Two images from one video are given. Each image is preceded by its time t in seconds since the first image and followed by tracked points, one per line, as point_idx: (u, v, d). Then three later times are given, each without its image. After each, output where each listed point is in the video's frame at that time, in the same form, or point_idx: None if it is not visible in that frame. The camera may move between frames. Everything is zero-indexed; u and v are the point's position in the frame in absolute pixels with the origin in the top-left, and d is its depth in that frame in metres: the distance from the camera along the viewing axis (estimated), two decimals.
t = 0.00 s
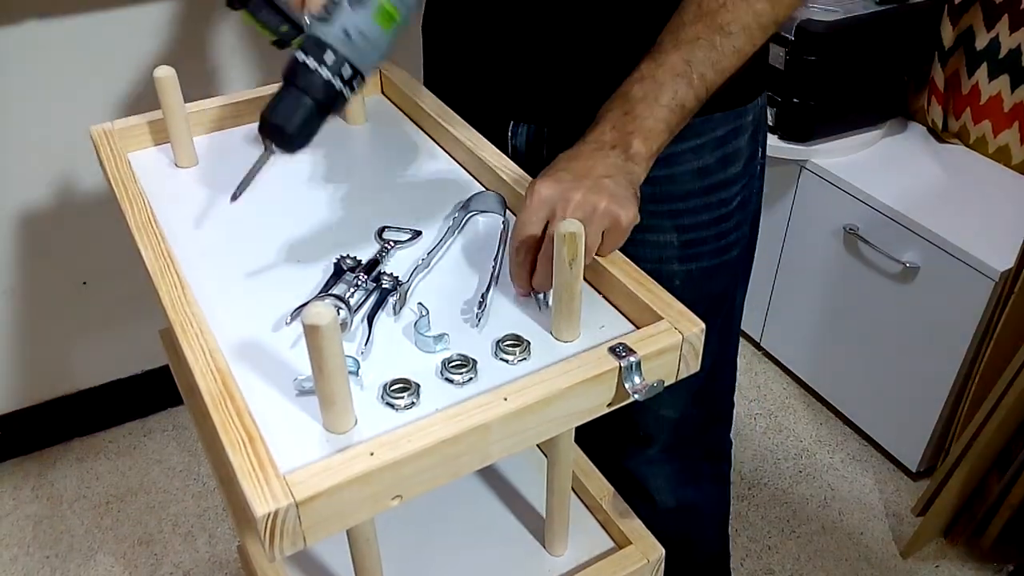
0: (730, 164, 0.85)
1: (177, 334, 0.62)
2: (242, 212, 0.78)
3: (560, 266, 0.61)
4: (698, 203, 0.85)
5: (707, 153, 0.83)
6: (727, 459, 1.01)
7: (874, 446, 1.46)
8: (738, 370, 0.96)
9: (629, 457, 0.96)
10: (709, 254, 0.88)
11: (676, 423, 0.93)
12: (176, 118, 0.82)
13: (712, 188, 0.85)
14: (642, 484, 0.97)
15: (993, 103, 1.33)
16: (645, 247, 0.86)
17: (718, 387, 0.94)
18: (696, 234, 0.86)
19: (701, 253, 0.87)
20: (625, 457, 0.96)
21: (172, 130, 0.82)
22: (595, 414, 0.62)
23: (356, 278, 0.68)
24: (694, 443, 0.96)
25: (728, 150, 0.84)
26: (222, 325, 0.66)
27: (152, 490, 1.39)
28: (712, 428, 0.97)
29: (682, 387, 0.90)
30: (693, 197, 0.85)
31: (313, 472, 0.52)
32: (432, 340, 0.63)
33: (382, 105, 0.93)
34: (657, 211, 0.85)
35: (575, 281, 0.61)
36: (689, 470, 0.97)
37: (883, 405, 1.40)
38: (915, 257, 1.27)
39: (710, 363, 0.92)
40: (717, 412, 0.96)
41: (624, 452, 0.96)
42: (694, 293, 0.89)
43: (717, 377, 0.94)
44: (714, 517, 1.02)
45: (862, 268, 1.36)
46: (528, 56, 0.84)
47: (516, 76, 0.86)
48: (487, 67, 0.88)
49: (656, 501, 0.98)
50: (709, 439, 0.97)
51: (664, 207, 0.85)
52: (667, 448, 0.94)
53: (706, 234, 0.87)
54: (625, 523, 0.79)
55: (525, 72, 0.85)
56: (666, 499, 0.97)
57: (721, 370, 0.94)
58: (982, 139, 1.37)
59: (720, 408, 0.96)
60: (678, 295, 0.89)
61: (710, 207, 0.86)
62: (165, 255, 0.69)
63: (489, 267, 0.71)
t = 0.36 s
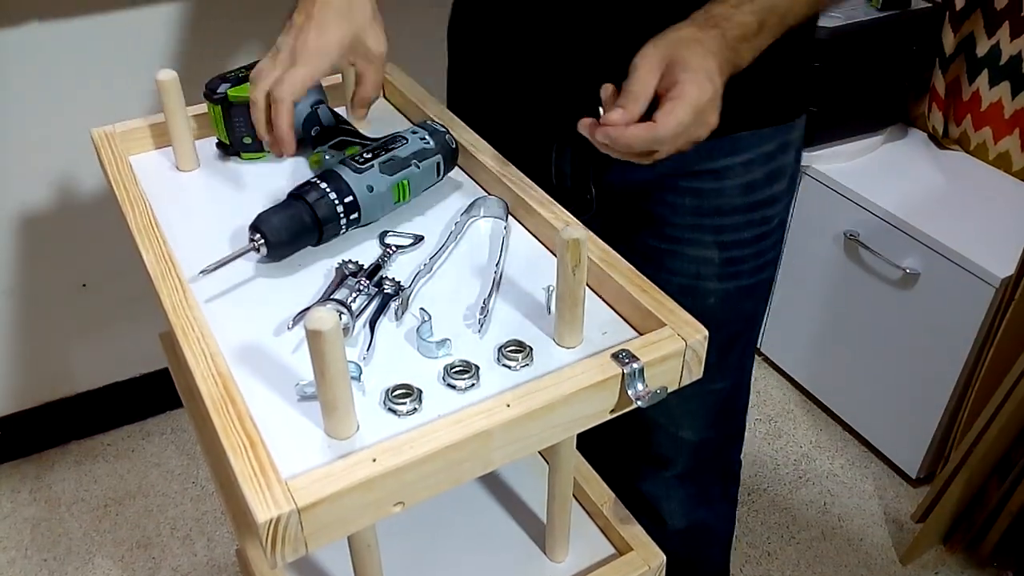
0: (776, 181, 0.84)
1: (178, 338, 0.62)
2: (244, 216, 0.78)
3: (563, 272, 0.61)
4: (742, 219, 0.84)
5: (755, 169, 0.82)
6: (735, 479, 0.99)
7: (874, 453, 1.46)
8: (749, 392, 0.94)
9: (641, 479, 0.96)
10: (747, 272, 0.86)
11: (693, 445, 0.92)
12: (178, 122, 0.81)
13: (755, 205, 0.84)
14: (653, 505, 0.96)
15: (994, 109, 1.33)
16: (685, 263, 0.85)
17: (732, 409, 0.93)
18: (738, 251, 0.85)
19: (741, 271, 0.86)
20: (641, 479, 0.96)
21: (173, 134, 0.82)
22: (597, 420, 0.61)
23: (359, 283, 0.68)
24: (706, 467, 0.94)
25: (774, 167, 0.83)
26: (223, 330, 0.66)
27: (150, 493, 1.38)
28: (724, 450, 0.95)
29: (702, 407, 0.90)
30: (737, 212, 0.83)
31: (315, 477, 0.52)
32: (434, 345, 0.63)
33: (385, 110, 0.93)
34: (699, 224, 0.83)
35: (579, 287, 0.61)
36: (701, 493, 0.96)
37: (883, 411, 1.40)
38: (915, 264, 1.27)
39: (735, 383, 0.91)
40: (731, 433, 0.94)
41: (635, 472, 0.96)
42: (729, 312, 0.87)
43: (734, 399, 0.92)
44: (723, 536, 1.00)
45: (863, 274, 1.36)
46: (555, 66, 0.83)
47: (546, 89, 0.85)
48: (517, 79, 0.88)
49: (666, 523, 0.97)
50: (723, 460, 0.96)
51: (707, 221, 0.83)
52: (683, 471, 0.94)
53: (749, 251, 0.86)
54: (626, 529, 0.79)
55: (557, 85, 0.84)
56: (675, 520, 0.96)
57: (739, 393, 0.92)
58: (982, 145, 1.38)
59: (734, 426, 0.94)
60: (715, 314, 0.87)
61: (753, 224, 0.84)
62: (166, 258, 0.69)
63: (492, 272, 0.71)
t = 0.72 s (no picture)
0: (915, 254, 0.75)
1: (178, 334, 0.62)
2: (243, 212, 0.78)
3: (562, 267, 0.61)
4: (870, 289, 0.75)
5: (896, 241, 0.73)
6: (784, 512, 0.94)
7: (874, 449, 1.46)
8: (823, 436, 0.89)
9: (694, 507, 0.90)
10: (860, 340, 0.79)
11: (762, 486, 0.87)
12: (178, 117, 0.82)
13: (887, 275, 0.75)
14: (696, 530, 0.92)
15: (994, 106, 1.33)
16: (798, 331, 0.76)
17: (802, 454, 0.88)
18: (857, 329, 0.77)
19: (856, 341, 0.78)
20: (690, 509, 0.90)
21: (173, 130, 0.82)
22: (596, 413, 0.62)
23: (357, 278, 0.68)
24: (761, 497, 0.90)
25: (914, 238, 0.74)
26: (223, 325, 0.66)
27: (150, 489, 1.39)
28: (781, 488, 0.90)
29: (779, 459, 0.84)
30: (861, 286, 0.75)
31: (315, 472, 0.52)
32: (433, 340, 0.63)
33: (385, 105, 0.93)
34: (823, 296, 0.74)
35: (577, 282, 0.61)
36: (749, 518, 0.92)
37: (882, 407, 1.40)
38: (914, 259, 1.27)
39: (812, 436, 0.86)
40: (794, 472, 0.89)
41: (688, 501, 0.91)
42: (833, 377, 0.79)
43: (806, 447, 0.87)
44: (752, 560, 0.98)
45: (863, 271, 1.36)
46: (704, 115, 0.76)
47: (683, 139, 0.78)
48: (644, 123, 0.80)
49: (704, 541, 0.93)
50: (777, 494, 0.91)
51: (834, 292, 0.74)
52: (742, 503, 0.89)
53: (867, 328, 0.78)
54: (625, 523, 0.79)
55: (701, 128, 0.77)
56: (713, 541, 0.93)
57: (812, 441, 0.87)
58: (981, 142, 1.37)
59: (799, 468, 0.90)
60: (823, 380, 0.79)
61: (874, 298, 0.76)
62: (167, 254, 0.69)
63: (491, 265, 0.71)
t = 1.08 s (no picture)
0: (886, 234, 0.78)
1: (182, 332, 0.62)
2: (248, 210, 0.78)
3: (566, 266, 0.61)
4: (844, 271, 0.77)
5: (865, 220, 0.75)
6: (774, 501, 0.98)
7: (877, 449, 1.46)
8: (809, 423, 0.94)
9: (683, 497, 0.91)
10: (833, 324, 0.81)
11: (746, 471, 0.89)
12: (182, 116, 0.82)
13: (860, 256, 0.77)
14: (687, 521, 0.93)
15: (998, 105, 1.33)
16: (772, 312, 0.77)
17: (789, 436, 0.92)
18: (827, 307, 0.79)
19: (829, 321, 0.81)
20: (678, 499, 0.92)
21: (177, 128, 0.82)
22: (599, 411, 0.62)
23: (362, 277, 0.68)
24: (747, 484, 0.94)
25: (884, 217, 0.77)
26: (227, 323, 0.66)
27: (152, 487, 1.39)
28: (769, 472, 0.95)
29: (761, 442, 0.87)
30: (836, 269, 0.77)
31: (321, 469, 0.52)
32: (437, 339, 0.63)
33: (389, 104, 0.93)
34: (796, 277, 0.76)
35: (582, 280, 0.61)
36: (739, 508, 0.94)
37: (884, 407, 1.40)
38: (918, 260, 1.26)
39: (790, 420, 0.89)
40: (780, 459, 0.94)
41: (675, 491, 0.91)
42: (806, 359, 0.82)
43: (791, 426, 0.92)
44: (747, 553, 0.99)
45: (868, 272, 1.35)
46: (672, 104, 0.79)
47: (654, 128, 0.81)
48: (619, 116, 0.84)
49: (696, 533, 0.94)
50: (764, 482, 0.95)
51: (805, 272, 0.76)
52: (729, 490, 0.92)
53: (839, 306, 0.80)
54: (628, 522, 0.79)
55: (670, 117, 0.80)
56: (705, 533, 0.94)
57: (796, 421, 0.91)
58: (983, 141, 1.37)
59: (784, 454, 0.94)
60: (795, 363, 0.82)
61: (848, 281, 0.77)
62: (171, 252, 0.69)
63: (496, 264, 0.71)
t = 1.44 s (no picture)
0: (876, 206, 0.80)
1: (189, 301, 0.62)
2: (255, 184, 0.77)
3: (577, 240, 0.61)
4: (835, 246, 0.79)
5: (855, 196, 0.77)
6: (775, 480, 0.98)
7: (882, 436, 1.46)
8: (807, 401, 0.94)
9: (683, 474, 0.94)
10: (830, 298, 0.83)
11: (745, 449, 0.92)
12: (190, 89, 0.81)
13: (852, 232, 0.79)
14: (687, 499, 0.95)
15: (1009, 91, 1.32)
16: (766, 289, 0.80)
17: (786, 414, 0.92)
18: (821, 277, 0.81)
19: (825, 295, 0.82)
20: (676, 476, 0.95)
21: (184, 102, 0.82)
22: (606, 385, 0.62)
23: (369, 250, 0.68)
24: (745, 463, 0.94)
25: (876, 193, 0.79)
26: (236, 293, 0.66)
27: (158, 466, 1.39)
28: (768, 453, 0.94)
29: (758, 418, 0.88)
30: (833, 240, 0.79)
31: (330, 437, 0.52)
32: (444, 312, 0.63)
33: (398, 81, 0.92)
34: (789, 253, 0.78)
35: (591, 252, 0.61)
36: (737, 487, 0.95)
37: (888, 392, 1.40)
38: (927, 245, 1.26)
39: (790, 396, 0.90)
40: (778, 438, 0.94)
41: (674, 467, 0.95)
42: (805, 332, 0.83)
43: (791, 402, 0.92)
44: (747, 531, 1.00)
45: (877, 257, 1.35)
46: (665, 83, 0.79)
47: (648, 104, 0.81)
48: (602, 88, 0.84)
49: (696, 512, 0.96)
50: (763, 461, 0.95)
51: (797, 249, 0.78)
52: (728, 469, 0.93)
53: (834, 276, 0.81)
54: (633, 500, 0.79)
55: (662, 97, 0.79)
56: (705, 511, 0.96)
57: (794, 400, 0.92)
58: (994, 129, 1.37)
59: (785, 433, 0.94)
60: (791, 338, 0.83)
61: (845, 250, 0.80)
62: (178, 223, 0.69)
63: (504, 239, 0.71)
